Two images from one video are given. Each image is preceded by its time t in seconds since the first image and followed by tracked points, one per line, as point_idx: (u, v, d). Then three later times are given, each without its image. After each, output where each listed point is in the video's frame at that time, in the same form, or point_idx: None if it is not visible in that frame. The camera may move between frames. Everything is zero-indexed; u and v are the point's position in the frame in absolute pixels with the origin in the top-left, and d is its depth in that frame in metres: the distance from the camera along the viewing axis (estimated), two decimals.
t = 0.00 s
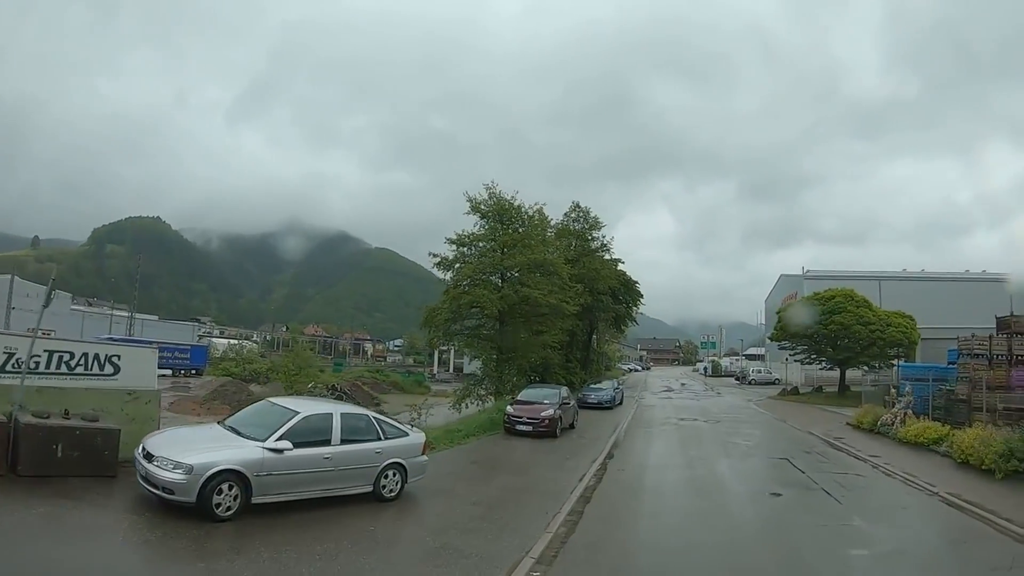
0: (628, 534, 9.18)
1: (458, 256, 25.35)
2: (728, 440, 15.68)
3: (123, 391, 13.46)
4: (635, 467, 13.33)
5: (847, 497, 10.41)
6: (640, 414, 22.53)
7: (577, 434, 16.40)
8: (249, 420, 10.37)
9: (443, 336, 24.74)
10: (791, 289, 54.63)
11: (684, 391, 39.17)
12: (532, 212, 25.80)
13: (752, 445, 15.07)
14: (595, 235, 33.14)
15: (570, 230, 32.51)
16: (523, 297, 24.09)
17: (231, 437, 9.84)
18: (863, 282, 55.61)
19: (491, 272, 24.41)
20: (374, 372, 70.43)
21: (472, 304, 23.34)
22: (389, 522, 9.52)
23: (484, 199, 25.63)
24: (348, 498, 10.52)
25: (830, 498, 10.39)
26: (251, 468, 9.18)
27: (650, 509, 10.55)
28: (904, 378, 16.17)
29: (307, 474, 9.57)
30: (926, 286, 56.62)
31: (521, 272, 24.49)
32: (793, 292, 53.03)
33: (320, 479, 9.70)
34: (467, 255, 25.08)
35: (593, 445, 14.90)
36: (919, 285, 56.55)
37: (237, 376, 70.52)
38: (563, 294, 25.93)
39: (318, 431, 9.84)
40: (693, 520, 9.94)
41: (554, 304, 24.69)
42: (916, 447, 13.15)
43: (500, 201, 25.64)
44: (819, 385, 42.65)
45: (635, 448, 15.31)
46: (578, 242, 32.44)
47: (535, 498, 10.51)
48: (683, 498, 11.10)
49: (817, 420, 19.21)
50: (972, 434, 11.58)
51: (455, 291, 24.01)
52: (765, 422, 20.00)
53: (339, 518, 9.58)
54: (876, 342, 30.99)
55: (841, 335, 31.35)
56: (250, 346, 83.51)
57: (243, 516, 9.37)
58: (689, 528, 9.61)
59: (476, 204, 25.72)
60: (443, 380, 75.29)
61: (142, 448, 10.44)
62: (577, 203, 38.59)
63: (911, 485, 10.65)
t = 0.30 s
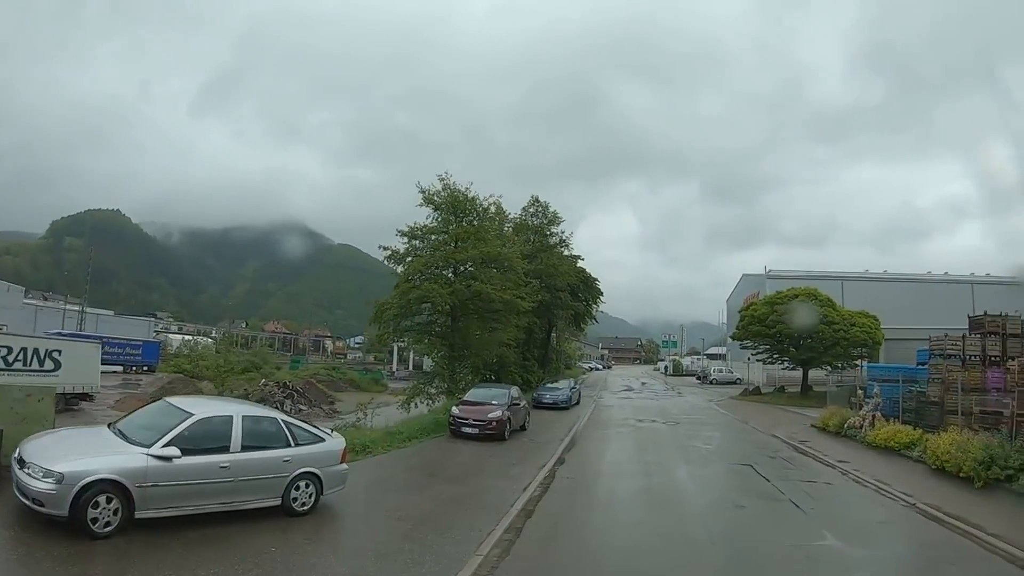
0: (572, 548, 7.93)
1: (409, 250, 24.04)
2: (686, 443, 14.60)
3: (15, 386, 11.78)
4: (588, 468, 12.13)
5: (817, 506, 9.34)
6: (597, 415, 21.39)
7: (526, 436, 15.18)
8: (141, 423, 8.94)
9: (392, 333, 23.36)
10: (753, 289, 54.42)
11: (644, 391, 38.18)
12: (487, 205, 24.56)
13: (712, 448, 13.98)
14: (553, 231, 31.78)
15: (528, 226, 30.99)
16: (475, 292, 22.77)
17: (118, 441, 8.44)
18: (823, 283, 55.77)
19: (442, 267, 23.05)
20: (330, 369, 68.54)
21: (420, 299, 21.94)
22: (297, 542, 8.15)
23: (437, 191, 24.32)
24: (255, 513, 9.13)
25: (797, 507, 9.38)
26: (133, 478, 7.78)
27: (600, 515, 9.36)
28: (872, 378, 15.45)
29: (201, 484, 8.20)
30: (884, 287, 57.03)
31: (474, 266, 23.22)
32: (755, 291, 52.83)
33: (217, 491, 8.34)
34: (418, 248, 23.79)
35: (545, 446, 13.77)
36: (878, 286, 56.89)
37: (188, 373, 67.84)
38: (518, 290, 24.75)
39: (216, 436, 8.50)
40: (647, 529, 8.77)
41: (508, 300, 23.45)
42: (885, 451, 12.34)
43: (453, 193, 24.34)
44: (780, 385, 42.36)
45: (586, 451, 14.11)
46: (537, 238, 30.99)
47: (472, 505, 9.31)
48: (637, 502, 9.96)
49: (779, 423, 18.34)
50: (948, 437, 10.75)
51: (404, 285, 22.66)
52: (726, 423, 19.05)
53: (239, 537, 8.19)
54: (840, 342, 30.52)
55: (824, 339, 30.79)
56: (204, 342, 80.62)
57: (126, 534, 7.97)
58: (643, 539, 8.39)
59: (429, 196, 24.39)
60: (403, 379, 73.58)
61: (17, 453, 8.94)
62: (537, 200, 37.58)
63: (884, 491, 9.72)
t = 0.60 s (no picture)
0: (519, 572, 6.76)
1: (363, 242, 22.71)
2: (650, 445, 13.53)
3: None
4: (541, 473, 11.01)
5: (795, 520, 8.33)
6: (558, 416, 20.27)
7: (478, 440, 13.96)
8: (14, 425, 7.60)
9: (344, 330, 21.96)
10: (719, 288, 54.00)
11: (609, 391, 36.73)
12: (445, 196, 23.32)
13: (677, 451, 12.94)
14: (516, 225, 30.54)
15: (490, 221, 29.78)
16: (430, 287, 21.51)
17: None
18: (789, 282, 55.67)
19: (396, 260, 21.72)
20: (290, 367, 66.55)
21: (371, 293, 20.59)
22: (194, 567, 6.88)
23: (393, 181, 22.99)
24: (151, 532, 7.81)
25: (770, 520, 8.40)
26: None
27: (552, 529, 8.27)
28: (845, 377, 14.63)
29: (77, 499, 6.90)
30: (849, 286, 57.17)
31: (430, 259, 21.95)
32: (722, 290, 52.38)
33: (96, 507, 7.04)
34: (372, 240, 22.47)
35: (499, 450, 12.61)
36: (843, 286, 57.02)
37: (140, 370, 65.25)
38: (477, 286, 23.55)
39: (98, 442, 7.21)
40: (607, 547, 7.63)
41: (465, 296, 22.26)
42: (862, 456, 11.50)
43: (410, 183, 23.03)
44: (747, 384, 41.84)
45: (542, 455, 12.95)
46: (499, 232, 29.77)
47: (405, 521, 8.12)
48: (593, 513, 8.87)
49: (747, 425, 17.45)
50: (931, 442, 9.94)
51: (356, 279, 21.31)
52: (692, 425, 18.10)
53: (124, 561, 6.88)
54: (808, 342, 29.90)
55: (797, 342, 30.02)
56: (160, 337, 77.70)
57: None
58: (602, 559, 7.25)
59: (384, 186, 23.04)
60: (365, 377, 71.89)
61: None
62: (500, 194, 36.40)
63: (865, 503, 8.79)
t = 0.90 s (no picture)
0: None
1: (318, 234, 21.39)
2: (616, 448, 12.53)
3: None
4: (497, 476, 9.92)
5: (777, 536, 7.39)
6: (523, 416, 19.18)
7: (432, 443, 12.79)
8: None
9: (297, 328, 20.62)
10: (691, 286, 53.52)
11: (577, 390, 35.84)
12: (406, 187, 22.07)
13: (646, 453, 11.97)
14: (482, 219, 29.36)
15: (455, 215, 28.58)
16: (388, 282, 20.26)
17: None
18: (761, 280, 55.39)
19: (351, 254, 20.41)
20: (254, 366, 64.68)
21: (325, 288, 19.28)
22: None
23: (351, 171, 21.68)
24: (24, 558, 6.56)
25: (751, 536, 7.42)
26: None
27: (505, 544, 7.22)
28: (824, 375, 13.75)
29: None
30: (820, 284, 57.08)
31: (389, 253, 20.70)
32: (694, 288, 51.85)
33: None
34: (328, 233, 21.15)
35: (454, 454, 11.49)
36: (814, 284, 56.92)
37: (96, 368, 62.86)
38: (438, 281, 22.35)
39: None
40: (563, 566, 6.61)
41: (425, 291, 21.07)
42: (845, 461, 10.63)
43: (369, 173, 21.75)
44: (719, 383, 41.29)
45: (499, 458, 11.86)
46: (464, 227, 28.59)
47: (332, 541, 6.97)
48: (551, 525, 7.81)
49: (721, 427, 16.53)
50: (923, 447, 9.08)
51: (310, 274, 19.96)
52: (661, 427, 17.16)
53: None
54: (783, 340, 29.25)
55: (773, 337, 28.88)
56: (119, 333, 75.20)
57: None
58: None
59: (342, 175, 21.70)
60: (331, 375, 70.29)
61: None
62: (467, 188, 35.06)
63: (853, 515, 7.89)
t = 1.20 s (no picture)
0: None
1: (278, 225, 20.08)
2: (591, 451, 11.53)
3: None
4: (459, 480, 8.86)
5: (775, 554, 6.47)
6: (494, 416, 18.13)
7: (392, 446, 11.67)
8: None
9: (256, 323, 19.31)
10: (669, 282, 52.83)
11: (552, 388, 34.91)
12: (373, 176, 20.88)
13: (623, 456, 10.98)
14: (454, 212, 28.24)
15: (426, 207, 27.43)
16: (352, 275, 19.08)
17: None
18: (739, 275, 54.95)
19: (310, 248, 19.20)
20: (224, 364, 62.87)
21: (281, 279, 18.01)
22: None
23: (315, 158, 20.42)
24: None
25: (742, 555, 6.46)
26: None
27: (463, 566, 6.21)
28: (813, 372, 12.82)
29: None
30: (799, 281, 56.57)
31: (354, 244, 19.51)
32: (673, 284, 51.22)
33: None
34: (288, 223, 19.86)
35: (415, 459, 10.42)
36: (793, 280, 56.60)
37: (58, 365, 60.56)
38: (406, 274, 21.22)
39: None
40: None
41: (391, 284, 19.96)
42: (841, 464, 9.77)
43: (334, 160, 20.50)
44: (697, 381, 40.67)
45: (463, 461, 10.79)
46: (435, 220, 27.46)
47: (257, 564, 5.91)
48: (516, 539, 6.77)
49: (703, 427, 15.63)
50: (929, 451, 8.28)
51: (269, 265, 18.66)
52: (638, 428, 16.20)
53: None
54: (764, 337, 28.50)
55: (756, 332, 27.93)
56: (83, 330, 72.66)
57: None
58: None
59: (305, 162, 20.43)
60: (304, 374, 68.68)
61: None
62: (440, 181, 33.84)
63: (859, 531, 6.99)
